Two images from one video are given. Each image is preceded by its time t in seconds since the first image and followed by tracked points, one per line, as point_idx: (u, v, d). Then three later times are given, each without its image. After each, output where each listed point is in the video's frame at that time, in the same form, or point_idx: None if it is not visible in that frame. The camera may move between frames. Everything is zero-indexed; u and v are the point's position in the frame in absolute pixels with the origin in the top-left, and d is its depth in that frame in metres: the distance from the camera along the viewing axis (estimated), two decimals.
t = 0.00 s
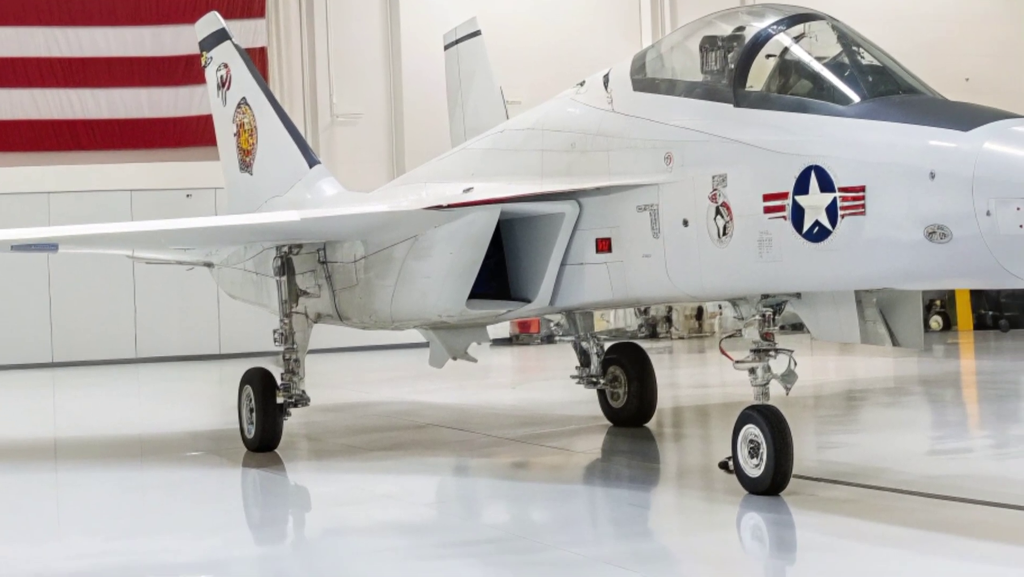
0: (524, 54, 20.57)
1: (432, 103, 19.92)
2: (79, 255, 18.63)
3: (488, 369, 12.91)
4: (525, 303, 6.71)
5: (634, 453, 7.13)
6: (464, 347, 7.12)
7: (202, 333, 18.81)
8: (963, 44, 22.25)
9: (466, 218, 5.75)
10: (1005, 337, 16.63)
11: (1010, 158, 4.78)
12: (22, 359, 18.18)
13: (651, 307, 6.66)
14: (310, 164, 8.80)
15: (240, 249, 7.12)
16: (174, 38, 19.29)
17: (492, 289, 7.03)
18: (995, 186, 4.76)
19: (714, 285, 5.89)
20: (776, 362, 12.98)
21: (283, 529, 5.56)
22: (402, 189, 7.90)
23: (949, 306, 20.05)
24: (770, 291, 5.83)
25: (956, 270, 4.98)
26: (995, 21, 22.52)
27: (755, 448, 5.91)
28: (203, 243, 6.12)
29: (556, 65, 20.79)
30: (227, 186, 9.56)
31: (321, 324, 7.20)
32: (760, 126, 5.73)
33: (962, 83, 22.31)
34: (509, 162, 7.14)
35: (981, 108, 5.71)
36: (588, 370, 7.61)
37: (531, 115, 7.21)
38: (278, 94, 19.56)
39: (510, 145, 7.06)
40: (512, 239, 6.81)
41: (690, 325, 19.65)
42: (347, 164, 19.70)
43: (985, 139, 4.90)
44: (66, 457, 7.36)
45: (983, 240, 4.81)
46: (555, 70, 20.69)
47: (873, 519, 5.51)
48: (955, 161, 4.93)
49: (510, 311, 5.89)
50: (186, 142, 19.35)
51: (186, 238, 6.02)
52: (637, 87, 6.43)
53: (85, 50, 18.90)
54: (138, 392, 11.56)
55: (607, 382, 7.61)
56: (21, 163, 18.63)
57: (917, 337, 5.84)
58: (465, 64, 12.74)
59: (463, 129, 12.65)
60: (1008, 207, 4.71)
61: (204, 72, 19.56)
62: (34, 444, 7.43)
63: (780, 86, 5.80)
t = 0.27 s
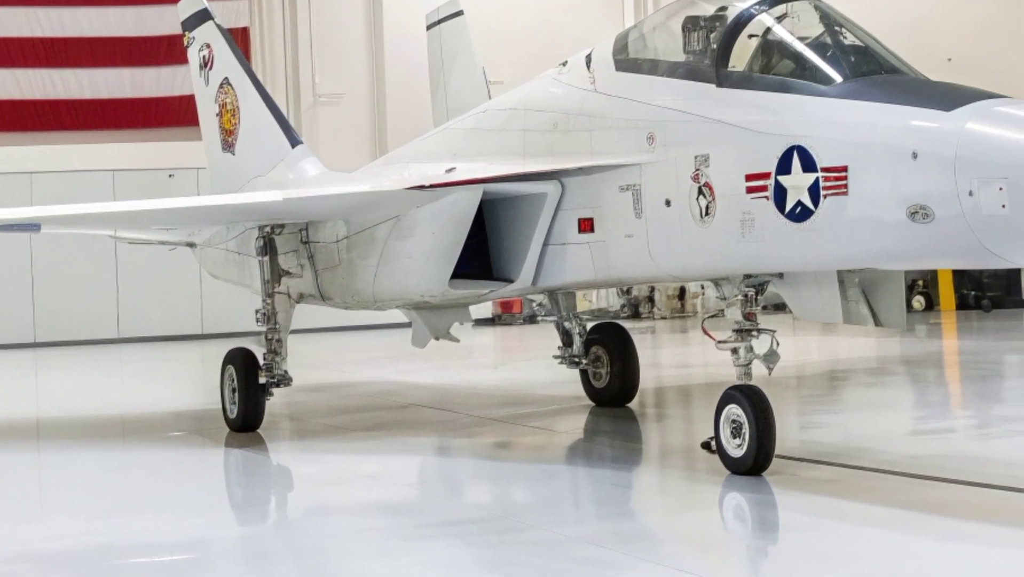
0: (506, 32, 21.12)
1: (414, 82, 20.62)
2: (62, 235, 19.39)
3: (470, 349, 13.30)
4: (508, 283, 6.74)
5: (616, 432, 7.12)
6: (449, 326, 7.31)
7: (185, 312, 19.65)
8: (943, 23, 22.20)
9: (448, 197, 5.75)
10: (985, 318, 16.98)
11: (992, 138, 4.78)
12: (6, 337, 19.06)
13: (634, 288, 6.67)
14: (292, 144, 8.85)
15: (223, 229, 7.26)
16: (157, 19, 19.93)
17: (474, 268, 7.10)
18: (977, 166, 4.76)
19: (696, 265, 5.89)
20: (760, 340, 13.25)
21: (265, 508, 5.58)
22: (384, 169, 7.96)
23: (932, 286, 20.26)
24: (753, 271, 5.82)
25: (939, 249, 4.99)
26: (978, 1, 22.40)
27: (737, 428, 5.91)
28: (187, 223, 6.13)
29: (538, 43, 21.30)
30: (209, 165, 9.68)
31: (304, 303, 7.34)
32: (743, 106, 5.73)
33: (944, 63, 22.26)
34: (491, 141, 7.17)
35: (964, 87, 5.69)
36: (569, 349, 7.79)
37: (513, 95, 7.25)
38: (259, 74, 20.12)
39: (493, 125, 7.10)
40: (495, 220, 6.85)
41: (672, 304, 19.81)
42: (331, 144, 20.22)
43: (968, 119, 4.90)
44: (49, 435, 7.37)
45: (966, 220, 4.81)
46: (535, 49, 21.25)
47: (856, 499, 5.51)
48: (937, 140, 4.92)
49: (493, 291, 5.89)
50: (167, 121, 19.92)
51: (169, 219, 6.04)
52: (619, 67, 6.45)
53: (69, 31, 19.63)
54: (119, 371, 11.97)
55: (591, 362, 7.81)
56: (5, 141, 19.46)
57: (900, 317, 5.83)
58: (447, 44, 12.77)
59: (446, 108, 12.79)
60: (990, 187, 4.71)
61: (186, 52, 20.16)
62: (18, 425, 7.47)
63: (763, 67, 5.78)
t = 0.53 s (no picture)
0: (466, 28, 22.70)
1: (375, 76, 22.07)
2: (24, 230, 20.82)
3: (432, 344, 13.75)
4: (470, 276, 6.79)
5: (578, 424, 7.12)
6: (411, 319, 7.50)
7: (146, 306, 21.25)
8: (906, 19, 23.26)
9: (410, 191, 5.81)
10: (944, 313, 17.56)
11: (954, 131, 4.78)
12: None
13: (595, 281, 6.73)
14: (254, 138, 8.97)
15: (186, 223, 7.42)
16: (118, 12, 21.51)
17: (436, 261, 7.16)
18: (939, 160, 4.76)
19: (657, 258, 5.90)
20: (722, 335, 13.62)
21: (226, 502, 5.61)
22: (345, 163, 8.04)
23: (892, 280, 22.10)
24: (714, 265, 5.83)
25: (900, 243, 4.99)
26: None
27: (698, 422, 5.90)
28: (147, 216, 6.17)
29: (498, 40, 23.01)
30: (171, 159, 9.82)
31: (266, 296, 7.49)
32: (704, 99, 5.73)
33: (906, 57, 23.36)
34: (453, 135, 7.23)
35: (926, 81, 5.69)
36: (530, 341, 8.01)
37: (475, 88, 7.31)
38: (223, 68, 21.55)
39: (455, 118, 7.16)
40: (457, 212, 6.89)
41: (633, 299, 22.01)
42: (291, 135, 21.65)
43: (930, 112, 4.89)
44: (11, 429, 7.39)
45: (928, 214, 4.81)
46: (498, 44, 22.93)
47: (817, 492, 5.52)
48: (899, 134, 4.91)
49: (455, 285, 5.93)
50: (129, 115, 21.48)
51: (130, 213, 6.08)
52: (582, 61, 6.49)
53: (30, 26, 21.01)
54: (80, 365, 12.23)
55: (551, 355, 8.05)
56: None
57: (861, 311, 5.84)
58: (408, 36, 13.20)
59: (407, 101, 13.20)
60: (951, 180, 4.71)
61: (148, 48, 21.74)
62: None
63: (724, 60, 5.78)
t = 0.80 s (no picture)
0: (419, 28, 22.74)
1: (327, 77, 22.12)
2: None
3: (384, 343, 13.98)
4: (422, 276, 6.79)
5: (530, 423, 7.15)
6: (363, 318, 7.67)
7: (100, 306, 21.30)
8: (861, 19, 24.15)
9: (363, 190, 5.87)
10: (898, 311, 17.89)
11: (906, 130, 4.78)
12: None
13: (548, 280, 6.74)
14: (207, 137, 9.10)
15: (138, 222, 7.54)
16: (71, 12, 21.53)
17: (388, 260, 7.16)
18: (892, 160, 4.76)
19: (609, 258, 5.90)
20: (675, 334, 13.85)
21: (178, 502, 5.58)
22: (297, 162, 8.05)
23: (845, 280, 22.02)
24: (666, 264, 5.85)
25: (853, 242, 4.99)
26: None
27: (651, 421, 5.91)
28: (98, 215, 6.15)
29: (448, 40, 23.07)
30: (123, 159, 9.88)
31: (219, 296, 7.59)
32: (656, 99, 5.72)
33: (858, 55, 24.17)
34: (405, 134, 7.23)
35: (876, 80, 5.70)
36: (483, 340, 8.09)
37: (428, 88, 7.31)
38: (176, 68, 21.43)
39: (407, 118, 7.16)
40: (409, 212, 6.89)
41: (586, 298, 22.21)
42: (244, 135, 21.61)
43: (882, 112, 4.89)
44: None
45: (880, 213, 4.82)
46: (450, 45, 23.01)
47: (770, 491, 5.51)
48: (851, 133, 4.90)
49: (409, 284, 5.98)
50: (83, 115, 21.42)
51: (80, 212, 6.11)
52: (533, 59, 6.49)
53: None
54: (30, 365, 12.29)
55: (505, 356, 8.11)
56: None
57: (813, 310, 5.86)
58: (361, 35, 12.67)
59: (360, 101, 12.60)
60: (903, 180, 4.72)
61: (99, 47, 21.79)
62: None
63: (677, 59, 5.77)
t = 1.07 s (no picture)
0: (371, 27, 22.19)
1: (278, 74, 21.34)
2: None
3: (337, 343, 14.05)
4: (373, 275, 6.81)
5: (483, 423, 7.14)
6: (315, 318, 7.88)
7: (52, 303, 20.27)
8: (811, 16, 24.03)
9: (315, 189, 6.03)
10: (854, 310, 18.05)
11: (858, 129, 4.78)
12: None
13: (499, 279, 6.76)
14: (159, 136, 9.19)
15: (91, 222, 7.77)
16: (23, 11, 21.01)
17: (340, 260, 7.18)
18: (844, 159, 4.75)
19: (562, 257, 5.92)
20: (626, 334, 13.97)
21: (130, 501, 5.53)
22: (249, 161, 8.07)
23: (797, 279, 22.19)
24: (618, 263, 5.86)
25: (805, 241, 4.99)
26: None
27: (603, 420, 5.91)
28: (49, 214, 6.30)
29: (400, 38, 22.49)
30: (76, 158, 9.90)
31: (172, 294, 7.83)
32: (609, 98, 5.71)
33: (812, 55, 24.09)
34: (356, 134, 7.23)
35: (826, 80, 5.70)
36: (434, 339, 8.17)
37: (379, 87, 7.33)
38: (127, 67, 20.78)
39: (359, 117, 7.16)
40: (360, 211, 6.90)
41: (539, 297, 22.08)
42: (196, 135, 20.94)
43: (834, 111, 4.89)
44: None
45: (833, 212, 4.81)
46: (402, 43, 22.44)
47: (723, 490, 5.48)
48: (803, 132, 4.89)
49: (359, 282, 6.11)
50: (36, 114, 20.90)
51: (32, 211, 6.21)
52: (486, 59, 6.49)
53: None
54: None
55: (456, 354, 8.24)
56: None
57: (765, 309, 5.86)
58: (313, 35, 12.19)
59: (314, 102, 12.27)
60: (856, 179, 4.72)
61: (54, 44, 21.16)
62: None
63: (629, 58, 5.77)
